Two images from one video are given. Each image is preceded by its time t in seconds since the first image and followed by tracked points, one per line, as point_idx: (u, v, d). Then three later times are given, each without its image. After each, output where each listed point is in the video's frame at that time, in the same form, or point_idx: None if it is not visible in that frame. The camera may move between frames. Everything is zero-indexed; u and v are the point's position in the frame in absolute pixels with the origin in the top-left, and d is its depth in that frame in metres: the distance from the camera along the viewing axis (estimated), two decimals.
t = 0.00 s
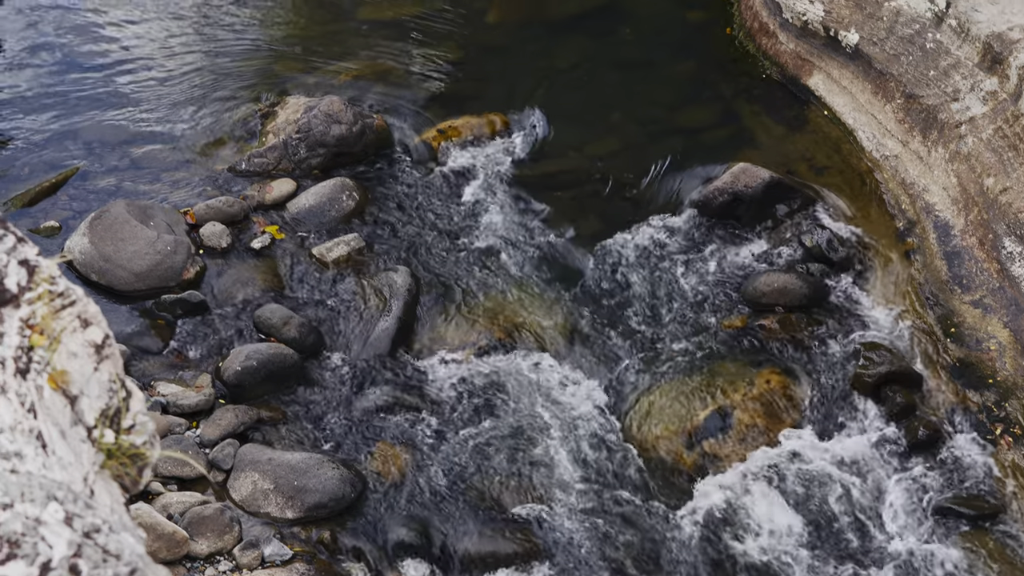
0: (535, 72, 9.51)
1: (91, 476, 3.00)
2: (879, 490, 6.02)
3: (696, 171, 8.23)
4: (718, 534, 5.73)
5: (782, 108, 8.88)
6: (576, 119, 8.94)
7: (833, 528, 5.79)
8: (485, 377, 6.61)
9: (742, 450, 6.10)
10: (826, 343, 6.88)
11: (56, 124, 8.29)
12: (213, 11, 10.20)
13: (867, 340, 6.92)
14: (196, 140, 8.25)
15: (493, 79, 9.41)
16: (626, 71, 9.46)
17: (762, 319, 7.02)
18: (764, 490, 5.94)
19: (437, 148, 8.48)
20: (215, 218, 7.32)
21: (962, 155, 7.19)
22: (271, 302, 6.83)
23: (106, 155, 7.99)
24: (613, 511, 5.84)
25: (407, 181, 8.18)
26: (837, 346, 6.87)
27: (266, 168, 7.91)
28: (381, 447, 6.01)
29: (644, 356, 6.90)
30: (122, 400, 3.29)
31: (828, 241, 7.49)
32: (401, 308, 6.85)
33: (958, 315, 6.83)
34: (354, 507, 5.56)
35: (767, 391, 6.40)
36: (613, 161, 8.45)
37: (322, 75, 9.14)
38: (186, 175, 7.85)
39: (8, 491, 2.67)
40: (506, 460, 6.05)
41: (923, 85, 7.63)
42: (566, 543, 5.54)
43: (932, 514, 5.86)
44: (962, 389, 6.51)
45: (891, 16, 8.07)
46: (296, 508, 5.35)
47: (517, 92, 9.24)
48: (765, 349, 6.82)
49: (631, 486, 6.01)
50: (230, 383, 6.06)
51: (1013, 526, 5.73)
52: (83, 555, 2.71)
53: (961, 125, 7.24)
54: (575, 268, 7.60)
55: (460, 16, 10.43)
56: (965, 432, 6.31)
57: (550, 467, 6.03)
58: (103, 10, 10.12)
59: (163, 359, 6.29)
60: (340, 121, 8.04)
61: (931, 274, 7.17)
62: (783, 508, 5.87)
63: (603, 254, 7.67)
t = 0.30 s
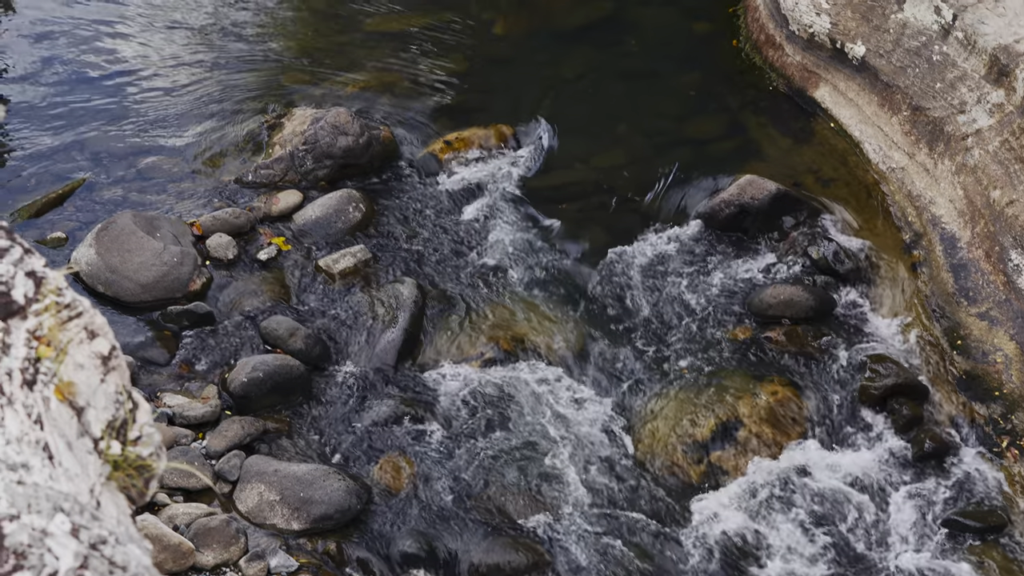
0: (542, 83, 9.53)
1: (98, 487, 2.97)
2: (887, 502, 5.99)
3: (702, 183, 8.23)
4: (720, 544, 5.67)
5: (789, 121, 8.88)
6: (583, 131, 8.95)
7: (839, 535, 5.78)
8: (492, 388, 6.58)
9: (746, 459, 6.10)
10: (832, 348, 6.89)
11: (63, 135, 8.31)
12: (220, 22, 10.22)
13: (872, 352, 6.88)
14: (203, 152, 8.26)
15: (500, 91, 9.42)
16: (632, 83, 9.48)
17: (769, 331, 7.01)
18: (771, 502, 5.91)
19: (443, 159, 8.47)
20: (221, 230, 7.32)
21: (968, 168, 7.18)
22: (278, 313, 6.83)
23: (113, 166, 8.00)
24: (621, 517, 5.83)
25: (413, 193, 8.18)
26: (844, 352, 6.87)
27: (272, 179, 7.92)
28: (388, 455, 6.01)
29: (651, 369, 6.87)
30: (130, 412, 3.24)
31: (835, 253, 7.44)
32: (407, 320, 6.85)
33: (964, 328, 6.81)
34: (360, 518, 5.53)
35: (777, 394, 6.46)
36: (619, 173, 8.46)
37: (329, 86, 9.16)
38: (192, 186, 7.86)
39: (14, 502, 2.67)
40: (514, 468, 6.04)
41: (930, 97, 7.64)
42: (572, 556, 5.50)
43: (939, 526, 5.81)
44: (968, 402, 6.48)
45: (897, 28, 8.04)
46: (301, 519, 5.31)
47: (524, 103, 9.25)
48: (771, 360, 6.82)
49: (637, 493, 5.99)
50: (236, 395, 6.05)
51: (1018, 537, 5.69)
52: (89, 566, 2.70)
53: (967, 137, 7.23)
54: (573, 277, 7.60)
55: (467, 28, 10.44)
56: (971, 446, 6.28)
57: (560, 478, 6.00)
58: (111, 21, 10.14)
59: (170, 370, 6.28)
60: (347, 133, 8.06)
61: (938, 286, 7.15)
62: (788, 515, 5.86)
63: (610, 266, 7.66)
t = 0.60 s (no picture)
0: (549, 96, 9.55)
1: (104, 499, 2.95)
2: (896, 513, 6.00)
3: (708, 196, 8.22)
4: (725, 560, 5.66)
5: (796, 134, 8.88)
6: (590, 144, 8.96)
7: (849, 551, 5.77)
8: (501, 401, 6.55)
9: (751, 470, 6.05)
10: (839, 361, 6.86)
11: (70, 148, 8.33)
12: (228, 33, 10.22)
13: (883, 364, 6.89)
14: (210, 164, 8.27)
15: (508, 103, 9.43)
16: (640, 96, 9.50)
17: (776, 343, 6.98)
18: (778, 515, 5.90)
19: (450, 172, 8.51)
20: (228, 242, 7.32)
21: (976, 180, 7.15)
22: (284, 326, 6.82)
23: (120, 178, 8.01)
24: (629, 531, 5.80)
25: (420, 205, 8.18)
26: (853, 365, 6.85)
27: (279, 191, 7.91)
28: (396, 466, 5.99)
29: (659, 383, 6.84)
30: (137, 424, 3.21)
31: (841, 266, 7.41)
32: (413, 331, 6.82)
33: (971, 341, 6.80)
34: (367, 531, 5.50)
35: (784, 407, 6.37)
36: (626, 186, 8.47)
37: (337, 97, 9.17)
38: (199, 199, 7.87)
39: (21, 514, 2.64)
40: (521, 479, 6.02)
41: (936, 110, 7.59)
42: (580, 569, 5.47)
43: (946, 537, 5.84)
44: (975, 415, 6.52)
45: (904, 41, 7.95)
46: (308, 531, 5.28)
47: (531, 116, 9.26)
48: (778, 373, 6.77)
49: (644, 506, 5.96)
50: (243, 407, 6.03)
51: None
52: None
53: (975, 150, 7.20)
54: (582, 292, 7.56)
55: (475, 40, 10.45)
56: (977, 459, 6.31)
57: (568, 493, 5.96)
58: (119, 31, 10.16)
59: (176, 382, 6.25)
60: (354, 145, 8.08)
61: (945, 299, 7.14)
62: (795, 528, 5.86)
63: (616, 279, 7.65)
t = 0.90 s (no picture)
0: (557, 109, 9.56)
1: (112, 512, 2.93)
2: (904, 528, 5.99)
3: (717, 210, 8.20)
4: None
5: (804, 147, 8.84)
6: (597, 158, 8.97)
7: (855, 568, 5.77)
8: (509, 415, 6.52)
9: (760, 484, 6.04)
10: (847, 375, 6.83)
11: (78, 160, 8.35)
12: (237, 44, 10.24)
13: (889, 379, 6.86)
14: (218, 177, 8.29)
15: (516, 117, 9.44)
16: (647, 109, 9.52)
17: (783, 358, 6.95)
18: (785, 531, 5.87)
19: (457, 185, 8.49)
20: (236, 255, 7.32)
21: (983, 195, 7.15)
22: (290, 339, 6.81)
23: (128, 191, 8.03)
24: (637, 546, 5.78)
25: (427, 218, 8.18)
26: (861, 380, 6.82)
27: (287, 205, 7.93)
28: (400, 482, 5.95)
29: (667, 397, 6.79)
30: (144, 437, 3.23)
31: (849, 279, 7.47)
32: (421, 344, 6.81)
33: (979, 354, 6.77)
34: (373, 545, 5.46)
35: (785, 423, 6.34)
36: (634, 199, 8.47)
37: (346, 110, 9.20)
38: (207, 211, 7.88)
39: (29, 527, 2.60)
40: (528, 494, 5.98)
41: (944, 124, 7.58)
42: None
43: (954, 552, 5.86)
44: (982, 429, 6.46)
45: (911, 55, 8.01)
46: (315, 545, 5.24)
47: (539, 129, 9.27)
48: (785, 387, 6.73)
49: (653, 522, 5.92)
50: (250, 420, 6.02)
51: None
52: None
53: (982, 164, 7.19)
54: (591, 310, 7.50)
55: (483, 52, 10.45)
56: (984, 474, 6.28)
57: (577, 510, 5.90)
58: (128, 39, 10.15)
59: (183, 394, 6.27)
60: (362, 158, 8.04)
61: (952, 313, 7.10)
62: (806, 544, 5.85)
63: (624, 294, 7.62)
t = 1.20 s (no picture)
0: (566, 123, 9.58)
1: (121, 526, 2.91)
2: (913, 545, 5.94)
3: (725, 224, 8.19)
4: None
5: (813, 162, 8.84)
6: (605, 171, 8.98)
7: None
8: (515, 429, 6.49)
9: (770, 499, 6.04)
10: (856, 391, 6.82)
11: (87, 173, 8.37)
12: (247, 57, 10.28)
13: (898, 394, 6.84)
14: (227, 190, 8.31)
15: (524, 131, 9.46)
16: (656, 124, 9.54)
17: (791, 372, 6.95)
18: (795, 546, 5.84)
19: (466, 199, 8.50)
20: (244, 268, 7.32)
21: (992, 210, 7.10)
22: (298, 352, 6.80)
23: (136, 204, 8.04)
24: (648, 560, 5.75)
25: (435, 232, 8.19)
26: (868, 397, 6.79)
27: (296, 219, 7.94)
28: (408, 493, 5.96)
29: (677, 413, 6.75)
30: (153, 451, 3.18)
31: (857, 294, 7.44)
32: (429, 359, 6.78)
33: (987, 370, 6.70)
34: (382, 558, 5.44)
35: (796, 442, 6.35)
36: (642, 214, 8.47)
37: (355, 123, 9.22)
38: (216, 225, 7.89)
39: (38, 540, 2.60)
40: (541, 510, 5.94)
41: (953, 139, 7.55)
42: None
43: (965, 567, 5.84)
44: (989, 445, 6.43)
45: (920, 70, 7.98)
46: (322, 558, 5.21)
47: (547, 144, 9.28)
48: (791, 401, 6.73)
49: (663, 537, 5.89)
50: (259, 433, 6.02)
51: None
52: None
53: (990, 179, 7.15)
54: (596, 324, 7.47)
55: (492, 66, 10.48)
56: (990, 490, 6.28)
57: (590, 528, 5.86)
58: (138, 52, 10.19)
59: (192, 408, 6.27)
60: (371, 172, 8.04)
61: (961, 328, 7.05)
62: (820, 562, 5.77)
63: (633, 308, 7.61)
